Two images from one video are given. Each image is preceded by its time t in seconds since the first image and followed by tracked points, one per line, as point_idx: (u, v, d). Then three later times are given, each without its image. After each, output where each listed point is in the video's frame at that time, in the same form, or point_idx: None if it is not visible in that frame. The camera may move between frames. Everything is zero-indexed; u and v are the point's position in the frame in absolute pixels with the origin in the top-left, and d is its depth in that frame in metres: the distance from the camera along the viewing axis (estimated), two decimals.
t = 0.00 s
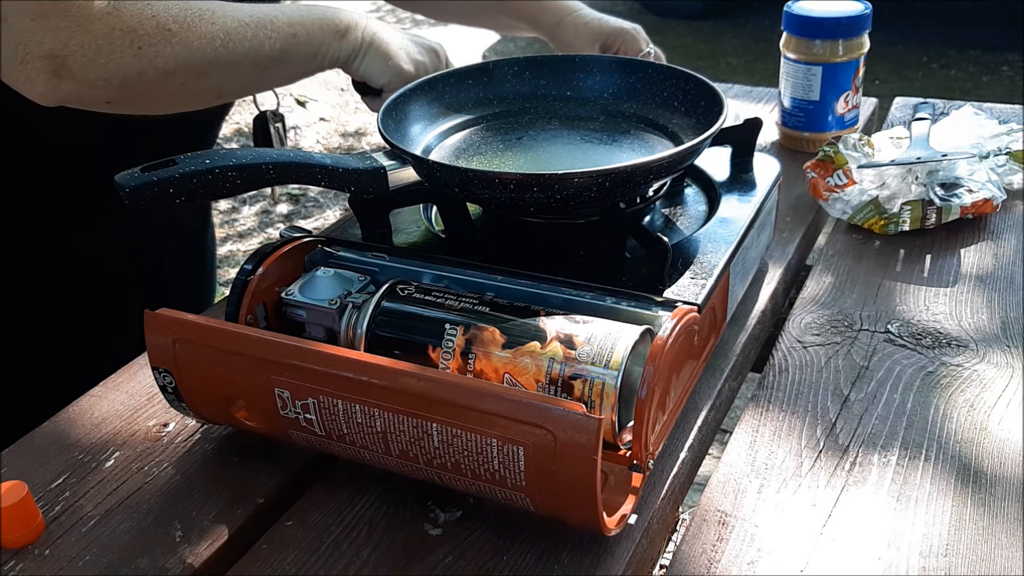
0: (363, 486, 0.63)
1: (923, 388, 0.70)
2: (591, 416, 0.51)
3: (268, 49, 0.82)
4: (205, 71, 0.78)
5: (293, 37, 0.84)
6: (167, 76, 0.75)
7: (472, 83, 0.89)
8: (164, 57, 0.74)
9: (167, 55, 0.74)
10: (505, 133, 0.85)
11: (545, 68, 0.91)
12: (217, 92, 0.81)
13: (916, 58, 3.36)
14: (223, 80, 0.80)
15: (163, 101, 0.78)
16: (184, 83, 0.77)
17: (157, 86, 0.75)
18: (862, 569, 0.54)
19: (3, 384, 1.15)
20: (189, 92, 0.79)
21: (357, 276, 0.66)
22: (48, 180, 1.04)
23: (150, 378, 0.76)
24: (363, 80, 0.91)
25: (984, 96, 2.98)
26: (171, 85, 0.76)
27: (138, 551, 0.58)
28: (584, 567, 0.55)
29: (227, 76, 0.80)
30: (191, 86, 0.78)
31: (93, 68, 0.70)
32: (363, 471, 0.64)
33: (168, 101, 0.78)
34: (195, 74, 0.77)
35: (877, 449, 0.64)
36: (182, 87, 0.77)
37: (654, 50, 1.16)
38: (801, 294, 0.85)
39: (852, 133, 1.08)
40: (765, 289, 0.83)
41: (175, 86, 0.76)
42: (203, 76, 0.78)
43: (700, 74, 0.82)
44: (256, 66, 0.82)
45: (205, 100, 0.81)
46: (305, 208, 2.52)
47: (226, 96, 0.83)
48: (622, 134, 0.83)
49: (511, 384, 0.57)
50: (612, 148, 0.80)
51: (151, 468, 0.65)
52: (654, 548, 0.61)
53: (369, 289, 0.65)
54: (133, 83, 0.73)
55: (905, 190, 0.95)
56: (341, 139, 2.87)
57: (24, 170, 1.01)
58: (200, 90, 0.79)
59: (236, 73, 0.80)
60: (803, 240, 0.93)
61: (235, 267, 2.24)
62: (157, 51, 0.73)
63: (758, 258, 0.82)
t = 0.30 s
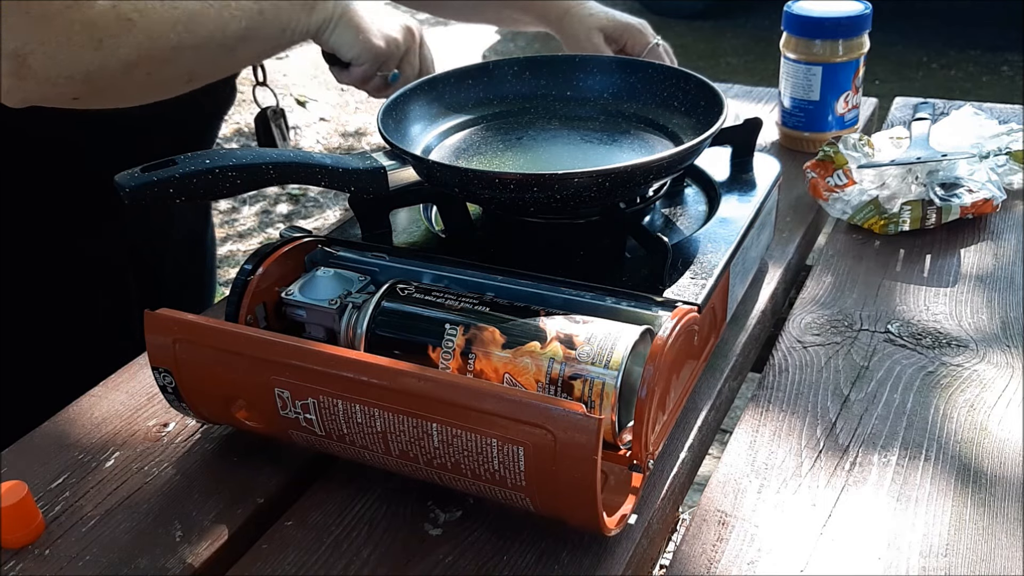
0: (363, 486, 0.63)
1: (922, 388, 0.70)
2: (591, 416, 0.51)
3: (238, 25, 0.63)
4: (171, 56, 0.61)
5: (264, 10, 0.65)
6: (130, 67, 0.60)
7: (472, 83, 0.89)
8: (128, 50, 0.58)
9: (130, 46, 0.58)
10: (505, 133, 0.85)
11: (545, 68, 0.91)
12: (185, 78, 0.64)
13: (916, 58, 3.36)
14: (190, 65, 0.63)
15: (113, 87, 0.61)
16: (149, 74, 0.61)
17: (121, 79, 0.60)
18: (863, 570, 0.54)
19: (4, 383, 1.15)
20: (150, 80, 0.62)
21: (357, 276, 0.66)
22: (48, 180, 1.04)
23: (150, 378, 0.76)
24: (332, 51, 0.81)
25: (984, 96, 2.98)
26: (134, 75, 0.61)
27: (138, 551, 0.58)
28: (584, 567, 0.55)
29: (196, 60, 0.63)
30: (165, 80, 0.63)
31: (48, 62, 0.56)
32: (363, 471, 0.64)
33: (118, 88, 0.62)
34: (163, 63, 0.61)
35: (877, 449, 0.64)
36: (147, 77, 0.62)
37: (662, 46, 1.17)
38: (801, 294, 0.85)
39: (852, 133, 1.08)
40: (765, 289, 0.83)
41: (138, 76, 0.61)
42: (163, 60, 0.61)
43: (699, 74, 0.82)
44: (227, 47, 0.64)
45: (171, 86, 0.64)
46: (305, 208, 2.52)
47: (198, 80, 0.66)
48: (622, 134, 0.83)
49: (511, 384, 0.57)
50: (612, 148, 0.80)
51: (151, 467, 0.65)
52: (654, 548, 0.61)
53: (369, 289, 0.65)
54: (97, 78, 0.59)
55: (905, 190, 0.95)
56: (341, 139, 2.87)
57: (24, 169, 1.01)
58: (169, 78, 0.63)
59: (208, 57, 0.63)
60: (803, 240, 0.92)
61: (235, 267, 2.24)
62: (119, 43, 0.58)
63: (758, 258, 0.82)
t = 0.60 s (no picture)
0: (363, 486, 0.63)
1: (922, 388, 0.70)
2: (591, 416, 0.51)
3: (293, 82, 0.80)
4: (237, 97, 0.77)
5: (317, 65, 0.82)
6: (191, 96, 0.74)
7: (472, 83, 0.89)
8: (191, 81, 0.72)
9: (192, 79, 0.72)
10: (505, 134, 0.85)
11: (545, 68, 0.91)
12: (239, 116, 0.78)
13: (916, 58, 3.36)
14: (248, 105, 0.78)
15: (168, 110, 0.74)
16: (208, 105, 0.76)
17: (176, 101, 0.73)
18: (863, 570, 0.54)
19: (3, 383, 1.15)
20: (213, 113, 0.77)
21: (357, 276, 0.66)
22: (48, 180, 1.04)
23: (150, 378, 0.76)
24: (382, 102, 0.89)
25: (984, 96, 2.98)
26: (195, 105, 0.75)
27: (138, 551, 0.58)
28: (584, 567, 0.55)
29: (254, 103, 0.78)
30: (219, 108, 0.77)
31: (119, 78, 0.69)
32: (363, 471, 0.64)
33: (170, 112, 0.74)
34: (223, 99, 0.76)
35: (877, 449, 0.64)
36: (207, 108, 0.76)
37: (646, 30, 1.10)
38: (801, 294, 0.85)
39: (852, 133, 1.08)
40: (765, 289, 0.83)
41: (199, 106, 0.75)
42: (228, 98, 0.76)
43: (700, 74, 0.82)
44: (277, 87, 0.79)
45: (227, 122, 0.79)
46: (305, 208, 2.52)
47: (232, 94, 0.76)
48: (622, 134, 0.83)
49: (511, 384, 0.57)
50: (612, 148, 0.80)
51: (151, 467, 0.65)
52: (654, 548, 0.61)
53: (369, 289, 0.65)
54: (158, 98, 0.72)
55: (905, 190, 0.95)
56: (341, 139, 2.87)
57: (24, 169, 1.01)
58: (203, 92, 0.74)
59: (236, 82, 0.75)
60: (803, 240, 0.93)
61: (235, 267, 2.24)
62: (184, 75, 0.72)
63: (758, 258, 0.82)
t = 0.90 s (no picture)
0: (363, 486, 0.63)
1: (922, 388, 0.70)
2: (591, 416, 0.51)
3: (356, 81, 0.87)
4: (301, 90, 0.83)
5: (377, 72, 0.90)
6: (261, 84, 0.80)
7: (472, 83, 0.89)
8: (262, 67, 0.79)
9: (264, 64, 0.79)
10: (505, 133, 0.85)
11: (545, 68, 0.91)
12: (302, 111, 0.84)
13: (916, 58, 3.36)
14: (309, 99, 0.84)
15: (238, 99, 0.80)
16: (273, 96, 0.81)
17: (247, 87, 0.79)
18: (863, 570, 0.54)
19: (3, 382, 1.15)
20: (277, 105, 0.82)
21: (357, 276, 0.66)
22: (48, 180, 1.04)
23: (150, 378, 0.76)
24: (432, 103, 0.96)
25: (984, 96, 2.98)
26: (263, 94, 0.80)
27: (138, 551, 0.58)
28: (584, 567, 0.55)
29: (316, 98, 0.84)
30: (284, 100, 0.82)
31: (194, 60, 0.75)
32: (363, 471, 0.64)
33: (240, 100, 0.80)
34: (287, 90, 0.82)
35: (877, 449, 0.64)
36: (272, 99, 0.81)
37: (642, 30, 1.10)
38: (801, 294, 0.85)
39: (852, 133, 1.08)
40: (765, 289, 0.83)
41: (266, 95, 0.81)
42: (293, 90, 0.82)
43: (700, 74, 0.82)
44: (337, 86, 0.85)
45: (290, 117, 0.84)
46: (305, 208, 2.52)
47: (296, 88, 0.82)
48: (622, 134, 0.83)
49: (511, 384, 0.57)
50: (612, 148, 0.80)
51: (151, 468, 0.65)
52: (654, 548, 0.60)
53: (369, 289, 0.65)
54: (231, 83, 0.78)
55: (905, 190, 0.95)
56: (341, 139, 2.87)
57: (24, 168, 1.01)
58: (269, 80, 0.80)
59: (301, 71, 0.81)
60: (803, 240, 0.93)
61: (235, 267, 2.24)
62: (257, 59, 0.78)
63: (758, 258, 0.82)
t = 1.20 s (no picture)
0: (363, 486, 0.63)
1: (922, 388, 0.70)
2: (591, 416, 0.51)
3: (377, 73, 0.90)
4: (321, 84, 0.86)
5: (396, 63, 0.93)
6: (282, 78, 0.83)
7: (472, 83, 0.89)
8: (285, 63, 0.82)
9: (285, 60, 0.82)
10: (505, 133, 0.85)
11: (545, 68, 0.91)
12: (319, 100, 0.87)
13: (916, 58, 3.36)
14: (329, 91, 0.87)
15: (260, 93, 0.83)
16: (294, 90, 0.85)
17: (269, 81, 0.82)
18: (863, 570, 0.54)
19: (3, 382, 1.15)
20: (298, 99, 0.86)
21: (357, 276, 0.66)
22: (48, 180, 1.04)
23: (150, 378, 0.76)
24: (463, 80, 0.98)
25: (984, 96, 2.98)
26: (284, 88, 0.84)
27: (138, 551, 0.58)
28: (584, 567, 0.55)
29: (336, 89, 0.88)
30: (303, 92, 0.86)
31: (217, 56, 0.79)
32: (363, 471, 0.64)
33: (263, 93, 0.84)
34: (308, 83, 0.85)
35: (877, 449, 0.64)
36: (293, 92, 0.85)
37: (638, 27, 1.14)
38: (801, 294, 0.85)
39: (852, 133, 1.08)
40: (765, 289, 0.83)
41: (287, 89, 0.84)
42: (313, 84, 0.85)
43: (700, 74, 0.82)
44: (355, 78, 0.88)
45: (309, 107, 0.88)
46: (305, 208, 2.52)
47: (315, 81, 0.85)
48: (622, 134, 0.83)
49: (511, 384, 0.57)
50: (612, 148, 0.80)
51: (151, 468, 0.65)
52: (654, 548, 0.60)
53: (369, 289, 0.65)
54: (252, 78, 0.81)
55: (905, 190, 0.95)
56: (341, 139, 2.87)
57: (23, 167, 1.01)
58: (288, 75, 0.83)
59: (319, 64, 0.84)
60: (803, 240, 0.93)
61: (235, 267, 2.24)
62: (278, 55, 0.81)
63: (758, 258, 0.82)
